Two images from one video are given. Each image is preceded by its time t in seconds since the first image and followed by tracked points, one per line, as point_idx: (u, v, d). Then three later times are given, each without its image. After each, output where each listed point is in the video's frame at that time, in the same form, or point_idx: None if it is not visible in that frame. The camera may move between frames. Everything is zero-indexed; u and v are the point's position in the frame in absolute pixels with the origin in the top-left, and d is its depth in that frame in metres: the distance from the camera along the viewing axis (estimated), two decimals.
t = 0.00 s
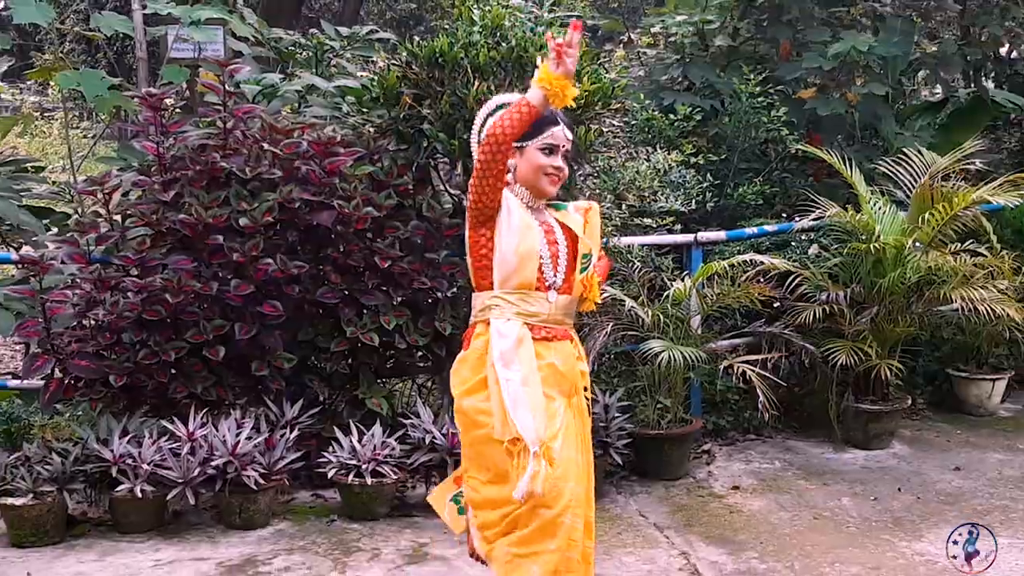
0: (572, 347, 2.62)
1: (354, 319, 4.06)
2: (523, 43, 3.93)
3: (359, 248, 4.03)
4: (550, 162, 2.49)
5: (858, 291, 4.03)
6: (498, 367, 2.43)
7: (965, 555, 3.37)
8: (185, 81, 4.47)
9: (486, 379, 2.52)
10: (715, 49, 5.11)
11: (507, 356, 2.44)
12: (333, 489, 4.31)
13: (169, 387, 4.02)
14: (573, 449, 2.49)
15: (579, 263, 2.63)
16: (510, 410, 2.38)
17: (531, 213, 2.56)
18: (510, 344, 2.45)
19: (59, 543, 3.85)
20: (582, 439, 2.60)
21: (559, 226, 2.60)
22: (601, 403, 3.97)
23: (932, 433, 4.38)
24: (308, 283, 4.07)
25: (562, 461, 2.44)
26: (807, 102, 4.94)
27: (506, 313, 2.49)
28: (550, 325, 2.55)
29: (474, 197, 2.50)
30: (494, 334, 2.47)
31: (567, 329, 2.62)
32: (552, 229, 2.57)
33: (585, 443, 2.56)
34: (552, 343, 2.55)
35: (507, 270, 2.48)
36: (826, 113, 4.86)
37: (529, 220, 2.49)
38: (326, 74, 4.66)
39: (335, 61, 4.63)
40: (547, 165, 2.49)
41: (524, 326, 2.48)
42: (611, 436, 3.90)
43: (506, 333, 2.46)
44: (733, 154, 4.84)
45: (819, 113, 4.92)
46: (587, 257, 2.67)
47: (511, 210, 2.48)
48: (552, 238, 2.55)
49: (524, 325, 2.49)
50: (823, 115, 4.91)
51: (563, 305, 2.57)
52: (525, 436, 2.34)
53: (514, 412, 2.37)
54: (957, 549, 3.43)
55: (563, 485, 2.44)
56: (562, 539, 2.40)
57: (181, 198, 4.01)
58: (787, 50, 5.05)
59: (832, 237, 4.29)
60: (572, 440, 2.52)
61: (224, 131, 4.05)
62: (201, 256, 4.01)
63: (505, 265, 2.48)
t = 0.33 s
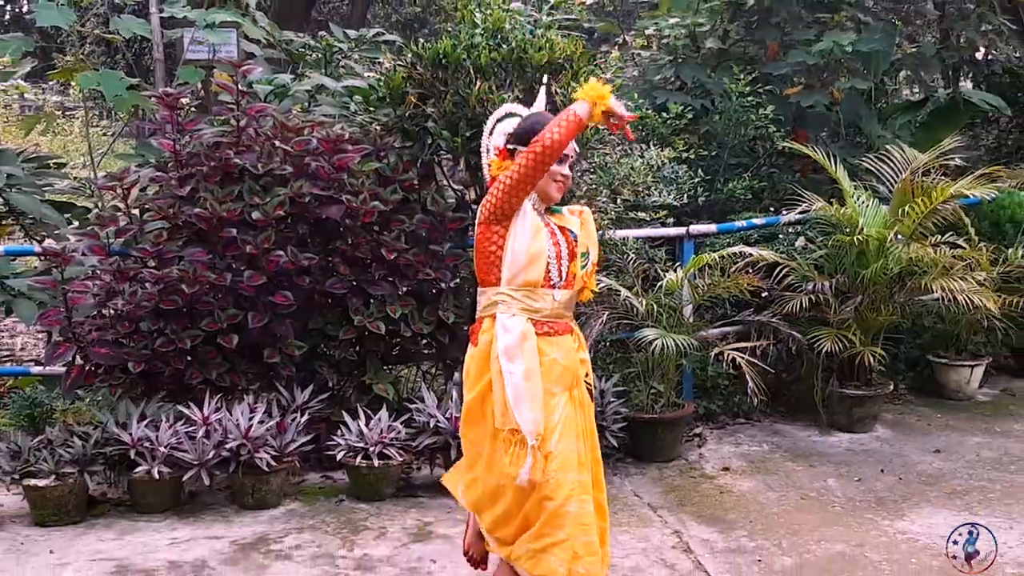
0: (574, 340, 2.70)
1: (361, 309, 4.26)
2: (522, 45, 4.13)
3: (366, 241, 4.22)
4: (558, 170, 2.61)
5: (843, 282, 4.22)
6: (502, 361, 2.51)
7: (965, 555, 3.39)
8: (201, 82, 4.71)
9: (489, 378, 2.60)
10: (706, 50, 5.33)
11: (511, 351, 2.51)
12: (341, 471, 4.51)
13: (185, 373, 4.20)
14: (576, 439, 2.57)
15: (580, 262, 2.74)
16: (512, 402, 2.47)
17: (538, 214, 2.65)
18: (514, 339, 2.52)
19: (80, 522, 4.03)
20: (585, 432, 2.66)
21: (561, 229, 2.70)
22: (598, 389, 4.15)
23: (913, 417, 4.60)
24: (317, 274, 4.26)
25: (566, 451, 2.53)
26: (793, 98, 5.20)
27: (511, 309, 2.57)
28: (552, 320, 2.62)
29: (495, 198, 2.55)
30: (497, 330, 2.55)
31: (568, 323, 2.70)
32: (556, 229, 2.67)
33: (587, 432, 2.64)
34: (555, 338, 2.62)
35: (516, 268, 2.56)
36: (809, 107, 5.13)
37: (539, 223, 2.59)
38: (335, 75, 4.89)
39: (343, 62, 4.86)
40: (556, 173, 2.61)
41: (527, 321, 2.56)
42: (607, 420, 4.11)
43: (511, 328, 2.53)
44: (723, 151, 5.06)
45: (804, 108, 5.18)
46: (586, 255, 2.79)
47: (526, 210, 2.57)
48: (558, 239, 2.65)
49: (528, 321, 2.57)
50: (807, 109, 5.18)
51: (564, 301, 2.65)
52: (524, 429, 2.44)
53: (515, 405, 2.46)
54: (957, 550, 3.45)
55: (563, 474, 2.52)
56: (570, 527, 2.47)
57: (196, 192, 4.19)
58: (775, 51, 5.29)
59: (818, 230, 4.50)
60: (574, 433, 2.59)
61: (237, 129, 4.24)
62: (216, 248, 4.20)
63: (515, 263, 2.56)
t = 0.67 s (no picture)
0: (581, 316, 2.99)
1: (369, 298, 4.47)
2: (522, 45, 4.32)
3: (373, 233, 4.42)
4: (522, 146, 2.90)
5: (828, 272, 4.42)
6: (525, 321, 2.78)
7: (965, 555, 3.40)
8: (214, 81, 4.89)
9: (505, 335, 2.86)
10: (699, 51, 5.54)
11: (534, 314, 2.78)
12: (349, 453, 4.72)
13: (201, 359, 4.40)
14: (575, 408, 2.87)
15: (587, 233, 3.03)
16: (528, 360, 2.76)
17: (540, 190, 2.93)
18: (537, 303, 2.79)
19: (100, 501, 4.23)
20: (580, 403, 2.95)
21: (569, 203, 2.99)
22: (594, 374, 4.34)
23: (895, 401, 4.85)
24: (326, 264, 4.47)
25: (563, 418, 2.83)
26: (779, 98, 5.45)
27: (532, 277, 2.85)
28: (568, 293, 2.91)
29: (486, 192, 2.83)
30: (523, 295, 2.81)
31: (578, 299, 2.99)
32: (562, 202, 2.96)
33: (581, 404, 2.94)
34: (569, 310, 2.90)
35: (533, 240, 2.84)
36: (796, 107, 5.38)
37: (544, 198, 2.87)
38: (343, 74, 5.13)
39: (350, 62, 5.07)
40: (520, 150, 2.91)
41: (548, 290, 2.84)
42: (603, 404, 4.29)
43: (535, 292, 2.81)
44: (714, 146, 5.27)
45: (790, 107, 5.43)
46: (591, 230, 3.08)
47: (531, 188, 2.85)
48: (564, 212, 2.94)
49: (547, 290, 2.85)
50: (793, 109, 5.43)
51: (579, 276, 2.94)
52: (535, 387, 2.73)
53: (530, 364, 2.75)
54: (958, 549, 3.47)
55: (560, 441, 2.82)
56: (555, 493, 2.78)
57: (211, 186, 4.39)
58: (764, 52, 5.52)
59: (804, 222, 4.73)
60: (572, 402, 2.88)
61: (250, 126, 4.44)
62: (230, 240, 4.39)
63: (532, 235, 2.83)
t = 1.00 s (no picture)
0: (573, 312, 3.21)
1: (374, 291, 4.62)
2: (521, 46, 4.48)
3: (378, 228, 4.57)
4: (508, 146, 3.05)
5: (819, 266, 4.57)
6: (529, 317, 2.96)
7: (965, 555, 3.39)
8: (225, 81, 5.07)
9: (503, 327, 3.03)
10: (693, 51, 5.70)
11: (536, 310, 2.97)
12: (355, 440, 4.90)
13: (212, 350, 4.55)
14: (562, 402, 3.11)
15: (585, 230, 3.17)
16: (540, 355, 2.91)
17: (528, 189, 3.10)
18: (538, 298, 2.98)
19: (114, 486, 4.39)
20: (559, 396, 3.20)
21: (567, 201, 3.14)
22: (592, 364, 4.49)
23: (883, 390, 5.02)
24: (333, 258, 4.62)
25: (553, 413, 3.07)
26: (771, 99, 5.63)
27: (528, 275, 3.02)
28: (564, 290, 3.11)
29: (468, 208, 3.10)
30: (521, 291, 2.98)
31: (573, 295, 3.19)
32: (557, 200, 3.11)
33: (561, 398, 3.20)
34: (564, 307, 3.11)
35: (524, 239, 3.01)
36: (787, 107, 5.56)
37: (531, 200, 3.05)
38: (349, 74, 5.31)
39: (356, 62, 5.25)
40: (506, 151, 3.06)
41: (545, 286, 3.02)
42: (600, 392, 4.43)
43: (534, 289, 2.99)
44: (707, 144, 5.48)
45: (781, 108, 5.61)
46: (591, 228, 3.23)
47: (510, 194, 3.03)
48: (559, 210, 3.09)
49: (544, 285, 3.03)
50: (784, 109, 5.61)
51: (575, 273, 3.13)
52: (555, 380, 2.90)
53: (544, 361, 2.91)
54: (957, 550, 3.45)
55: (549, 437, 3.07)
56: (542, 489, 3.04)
57: (222, 182, 4.54)
58: (756, 53, 5.71)
59: (795, 218, 4.91)
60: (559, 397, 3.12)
61: (259, 125, 4.59)
62: (240, 235, 4.53)
63: (522, 235, 3.01)
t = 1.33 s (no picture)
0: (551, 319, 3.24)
1: (379, 285, 4.74)
2: (523, 47, 4.61)
3: (383, 223, 4.69)
4: (520, 151, 3.09)
5: (812, 260, 4.70)
6: (468, 331, 3.14)
7: (966, 555, 3.39)
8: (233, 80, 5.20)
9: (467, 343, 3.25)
10: (689, 51, 5.84)
11: (475, 322, 3.13)
12: (360, 431, 5.02)
13: (221, 342, 4.68)
14: (533, 408, 3.16)
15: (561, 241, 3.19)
16: (471, 367, 3.11)
17: (519, 195, 3.16)
18: (479, 311, 3.13)
19: (126, 475, 4.50)
20: (551, 403, 3.24)
21: (547, 212, 3.17)
22: (591, 356, 4.59)
23: (875, 381, 5.14)
24: (339, 252, 4.74)
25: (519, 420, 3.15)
26: (767, 98, 5.74)
27: (483, 287, 3.17)
28: (523, 299, 3.17)
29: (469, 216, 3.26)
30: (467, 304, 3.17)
31: (547, 303, 3.22)
32: (537, 211, 3.15)
33: (554, 404, 3.24)
34: (522, 315, 3.17)
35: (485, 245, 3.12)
36: (783, 106, 5.69)
37: (510, 206, 3.10)
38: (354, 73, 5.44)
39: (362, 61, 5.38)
40: (518, 154, 3.10)
41: (493, 297, 3.14)
42: (599, 383, 4.52)
43: (478, 302, 3.15)
44: (703, 141, 5.60)
45: (777, 106, 5.74)
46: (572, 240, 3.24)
47: (496, 197, 3.10)
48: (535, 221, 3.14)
49: (496, 297, 3.15)
50: (780, 108, 5.75)
51: (538, 282, 3.17)
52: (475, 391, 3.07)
53: (472, 371, 3.10)
54: (957, 549, 3.46)
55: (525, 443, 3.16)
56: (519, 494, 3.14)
57: (230, 179, 4.66)
58: (751, 53, 5.84)
59: (789, 214, 5.03)
60: (534, 403, 3.18)
61: (267, 122, 4.70)
62: (248, 230, 4.65)
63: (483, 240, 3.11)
